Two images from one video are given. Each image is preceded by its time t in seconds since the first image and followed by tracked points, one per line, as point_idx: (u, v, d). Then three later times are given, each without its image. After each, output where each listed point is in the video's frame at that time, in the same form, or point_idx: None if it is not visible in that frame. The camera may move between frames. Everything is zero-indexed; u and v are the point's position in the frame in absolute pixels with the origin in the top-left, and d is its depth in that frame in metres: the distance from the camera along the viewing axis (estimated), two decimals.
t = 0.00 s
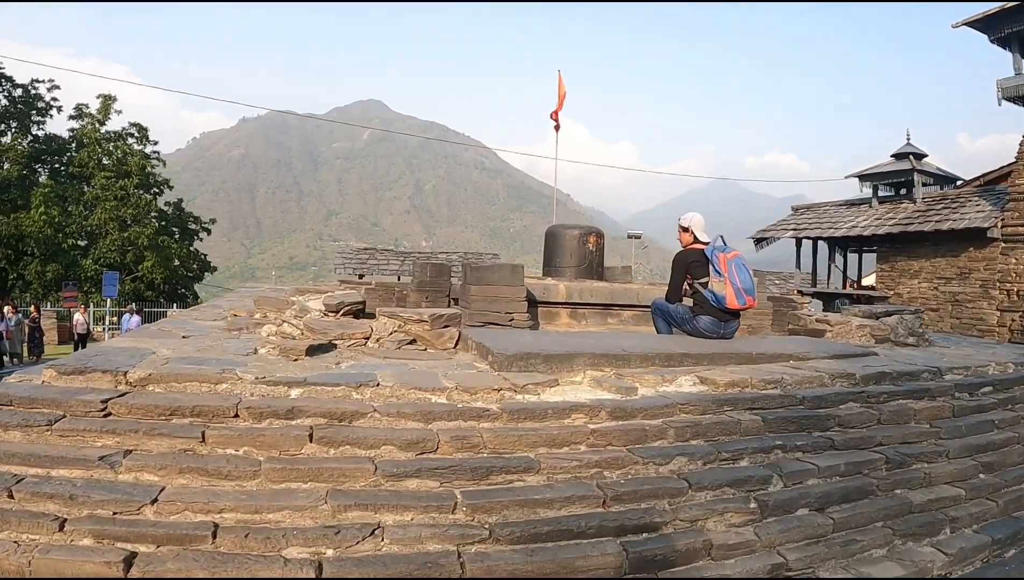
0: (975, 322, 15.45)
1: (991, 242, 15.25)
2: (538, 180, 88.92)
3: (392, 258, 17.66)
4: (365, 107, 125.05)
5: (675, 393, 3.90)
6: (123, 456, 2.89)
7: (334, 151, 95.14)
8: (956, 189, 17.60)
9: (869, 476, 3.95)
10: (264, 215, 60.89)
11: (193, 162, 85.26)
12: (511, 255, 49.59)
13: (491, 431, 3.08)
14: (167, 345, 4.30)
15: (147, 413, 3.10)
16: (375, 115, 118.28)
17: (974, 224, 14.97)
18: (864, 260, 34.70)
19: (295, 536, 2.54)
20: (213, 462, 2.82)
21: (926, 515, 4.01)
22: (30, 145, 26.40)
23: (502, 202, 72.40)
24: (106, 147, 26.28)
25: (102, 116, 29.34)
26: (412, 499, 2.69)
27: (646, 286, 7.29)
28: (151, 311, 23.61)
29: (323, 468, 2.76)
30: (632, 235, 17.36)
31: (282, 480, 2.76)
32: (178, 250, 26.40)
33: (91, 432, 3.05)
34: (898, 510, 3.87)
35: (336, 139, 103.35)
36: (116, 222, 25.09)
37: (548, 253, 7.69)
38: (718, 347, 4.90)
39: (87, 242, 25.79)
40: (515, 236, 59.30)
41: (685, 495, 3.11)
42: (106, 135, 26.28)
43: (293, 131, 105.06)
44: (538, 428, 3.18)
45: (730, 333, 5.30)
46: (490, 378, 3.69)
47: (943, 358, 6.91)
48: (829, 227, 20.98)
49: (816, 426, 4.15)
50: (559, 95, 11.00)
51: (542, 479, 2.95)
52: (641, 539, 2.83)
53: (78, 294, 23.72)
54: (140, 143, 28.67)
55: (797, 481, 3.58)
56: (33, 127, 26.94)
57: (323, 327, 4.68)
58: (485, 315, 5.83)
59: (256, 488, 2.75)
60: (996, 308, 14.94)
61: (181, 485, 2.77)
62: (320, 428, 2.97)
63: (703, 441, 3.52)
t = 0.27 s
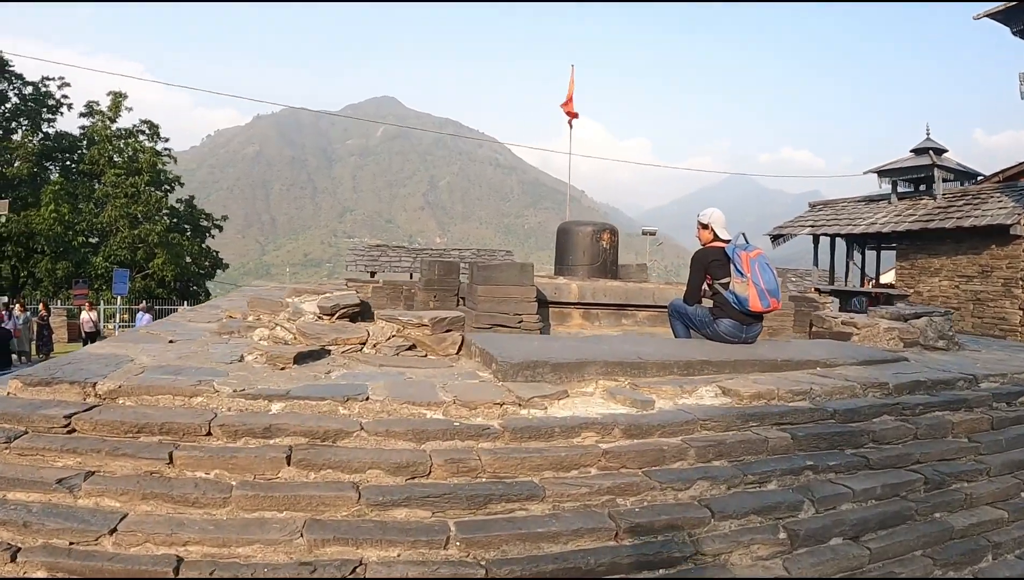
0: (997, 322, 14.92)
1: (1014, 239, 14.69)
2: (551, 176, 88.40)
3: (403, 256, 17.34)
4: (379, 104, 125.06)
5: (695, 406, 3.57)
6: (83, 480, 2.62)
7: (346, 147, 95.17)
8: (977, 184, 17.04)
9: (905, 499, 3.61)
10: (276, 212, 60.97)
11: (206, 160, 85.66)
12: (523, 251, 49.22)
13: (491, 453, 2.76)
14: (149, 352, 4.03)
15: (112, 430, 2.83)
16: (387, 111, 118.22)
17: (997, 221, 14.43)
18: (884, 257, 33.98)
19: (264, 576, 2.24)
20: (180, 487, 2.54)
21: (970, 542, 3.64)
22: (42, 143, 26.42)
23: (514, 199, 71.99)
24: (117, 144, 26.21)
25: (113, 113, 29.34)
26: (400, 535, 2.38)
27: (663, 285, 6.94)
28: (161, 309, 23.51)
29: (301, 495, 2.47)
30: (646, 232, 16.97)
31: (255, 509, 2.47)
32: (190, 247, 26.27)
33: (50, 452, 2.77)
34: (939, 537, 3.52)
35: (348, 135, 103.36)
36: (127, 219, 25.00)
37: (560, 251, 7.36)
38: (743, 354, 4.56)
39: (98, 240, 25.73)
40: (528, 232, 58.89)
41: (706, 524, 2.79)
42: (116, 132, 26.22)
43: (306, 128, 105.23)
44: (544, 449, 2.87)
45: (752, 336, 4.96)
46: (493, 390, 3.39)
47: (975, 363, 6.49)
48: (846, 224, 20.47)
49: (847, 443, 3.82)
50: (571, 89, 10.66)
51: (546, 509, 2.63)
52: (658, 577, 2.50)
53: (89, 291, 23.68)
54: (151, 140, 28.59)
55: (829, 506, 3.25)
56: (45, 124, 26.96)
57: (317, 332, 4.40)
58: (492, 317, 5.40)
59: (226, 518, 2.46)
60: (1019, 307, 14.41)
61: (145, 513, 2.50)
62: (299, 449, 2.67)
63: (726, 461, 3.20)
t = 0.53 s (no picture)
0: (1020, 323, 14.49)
1: None
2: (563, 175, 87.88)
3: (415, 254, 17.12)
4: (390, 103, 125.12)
5: (720, 419, 3.31)
6: (55, 501, 2.41)
7: (358, 146, 95.25)
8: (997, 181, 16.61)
9: (948, 522, 3.32)
10: (288, 211, 61.06)
11: (219, 159, 86.03)
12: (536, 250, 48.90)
13: (498, 474, 2.52)
14: (139, 359, 3.89)
15: (88, 446, 2.63)
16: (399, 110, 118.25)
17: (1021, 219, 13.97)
18: (903, 255, 33.34)
19: None
20: (157, 512, 2.32)
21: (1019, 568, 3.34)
22: (54, 142, 26.47)
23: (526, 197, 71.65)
24: (128, 143, 26.18)
25: (124, 111, 29.33)
26: (397, 567, 2.14)
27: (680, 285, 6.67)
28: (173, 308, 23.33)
29: (287, 522, 2.24)
30: (660, 230, 16.64)
31: (237, 536, 2.25)
32: (201, 245, 26.19)
33: (21, 469, 2.57)
34: (986, 564, 3.23)
35: (360, 134, 103.42)
36: (138, 218, 24.95)
37: (574, 249, 7.10)
38: (770, 361, 4.28)
39: (109, 239, 25.73)
40: (540, 231, 58.55)
41: (736, 552, 2.54)
42: (127, 131, 26.18)
43: (318, 126, 105.43)
44: (556, 468, 2.63)
45: (776, 340, 4.70)
46: (502, 402, 3.15)
47: (1010, 368, 6.15)
48: (864, 222, 20.02)
49: (881, 459, 3.55)
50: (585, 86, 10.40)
51: (559, 536, 2.39)
52: None
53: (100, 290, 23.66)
54: (163, 139, 28.51)
55: (866, 530, 2.98)
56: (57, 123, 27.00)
57: (316, 336, 4.19)
58: (503, 319, 5.15)
59: (205, 547, 2.24)
60: None
61: (118, 540, 2.29)
62: (288, 470, 2.46)
63: (755, 481, 2.95)
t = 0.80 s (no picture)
0: None
1: None
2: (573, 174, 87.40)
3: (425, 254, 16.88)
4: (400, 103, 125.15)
5: (752, 431, 3.03)
6: (20, 524, 2.19)
7: (367, 146, 95.28)
8: (1016, 179, 16.22)
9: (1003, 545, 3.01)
10: (298, 211, 61.09)
11: (230, 159, 86.44)
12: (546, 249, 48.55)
13: (511, 497, 2.27)
14: (128, 364, 3.73)
15: (60, 463, 2.42)
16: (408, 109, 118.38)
17: None
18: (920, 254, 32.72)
19: None
20: (130, 539, 2.08)
21: None
22: (64, 142, 26.50)
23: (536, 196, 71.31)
24: (137, 143, 26.13)
25: (134, 111, 29.34)
26: None
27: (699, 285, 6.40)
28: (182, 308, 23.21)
29: (274, 553, 2.00)
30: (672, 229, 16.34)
31: (219, 568, 2.01)
32: (212, 245, 26.07)
33: None
34: None
35: (370, 134, 103.49)
36: (147, 217, 24.84)
37: (589, 248, 6.83)
38: (800, 365, 3.99)
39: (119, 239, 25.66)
40: (550, 230, 58.20)
41: None
42: (136, 131, 26.13)
43: (328, 126, 105.61)
44: (575, 489, 2.37)
45: (805, 343, 4.40)
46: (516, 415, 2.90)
47: None
48: (880, 220, 19.58)
49: (926, 474, 3.24)
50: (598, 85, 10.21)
51: (578, 567, 2.12)
52: None
53: (109, 290, 23.58)
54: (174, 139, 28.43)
55: (914, 555, 2.68)
56: (66, 123, 27.01)
57: (316, 340, 3.96)
58: (516, 321, 4.88)
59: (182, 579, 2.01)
60: None
61: (87, 569, 2.05)
62: (276, 492, 2.23)
63: (791, 501, 2.68)
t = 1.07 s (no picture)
0: None
1: None
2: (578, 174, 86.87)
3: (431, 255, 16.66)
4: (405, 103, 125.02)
5: (780, 448, 2.80)
6: None
7: (372, 146, 95.15)
8: None
9: None
10: (303, 211, 61.01)
11: (235, 160, 86.53)
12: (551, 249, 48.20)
13: (521, 529, 2.06)
14: (109, 378, 3.75)
15: (28, 489, 2.33)
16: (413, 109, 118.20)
17: None
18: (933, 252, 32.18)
19: None
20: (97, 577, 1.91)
21: None
22: (67, 143, 26.44)
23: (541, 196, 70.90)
24: (140, 144, 25.99)
25: (137, 112, 29.24)
26: None
27: (713, 287, 6.17)
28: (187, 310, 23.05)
29: None
30: (679, 228, 16.08)
31: None
32: (215, 247, 25.88)
33: None
34: None
35: (374, 134, 103.35)
36: (150, 219, 24.65)
37: (598, 248, 6.61)
38: (822, 371, 3.72)
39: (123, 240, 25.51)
40: (555, 230, 57.81)
41: None
42: (139, 132, 26.00)
43: (333, 127, 105.58)
44: (594, 520, 2.16)
45: (828, 347, 4.15)
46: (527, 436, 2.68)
47: None
48: (891, 218, 19.20)
49: (967, 493, 2.96)
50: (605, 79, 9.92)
51: None
52: None
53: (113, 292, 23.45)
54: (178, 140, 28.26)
55: None
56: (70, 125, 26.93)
57: (312, 349, 3.78)
58: (524, 327, 4.65)
59: None
60: None
61: None
62: (260, 526, 2.10)
63: (828, 528, 2.44)
